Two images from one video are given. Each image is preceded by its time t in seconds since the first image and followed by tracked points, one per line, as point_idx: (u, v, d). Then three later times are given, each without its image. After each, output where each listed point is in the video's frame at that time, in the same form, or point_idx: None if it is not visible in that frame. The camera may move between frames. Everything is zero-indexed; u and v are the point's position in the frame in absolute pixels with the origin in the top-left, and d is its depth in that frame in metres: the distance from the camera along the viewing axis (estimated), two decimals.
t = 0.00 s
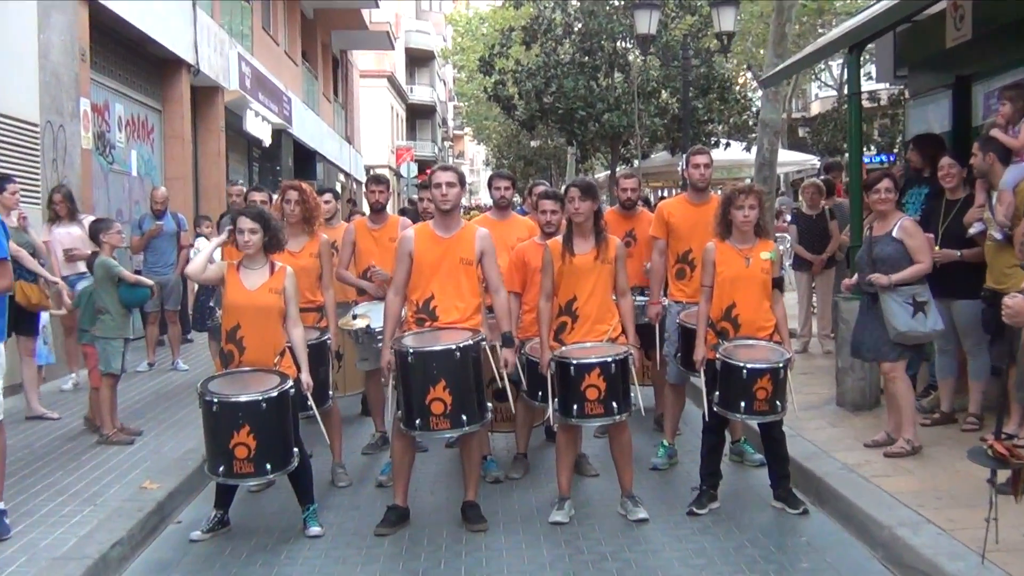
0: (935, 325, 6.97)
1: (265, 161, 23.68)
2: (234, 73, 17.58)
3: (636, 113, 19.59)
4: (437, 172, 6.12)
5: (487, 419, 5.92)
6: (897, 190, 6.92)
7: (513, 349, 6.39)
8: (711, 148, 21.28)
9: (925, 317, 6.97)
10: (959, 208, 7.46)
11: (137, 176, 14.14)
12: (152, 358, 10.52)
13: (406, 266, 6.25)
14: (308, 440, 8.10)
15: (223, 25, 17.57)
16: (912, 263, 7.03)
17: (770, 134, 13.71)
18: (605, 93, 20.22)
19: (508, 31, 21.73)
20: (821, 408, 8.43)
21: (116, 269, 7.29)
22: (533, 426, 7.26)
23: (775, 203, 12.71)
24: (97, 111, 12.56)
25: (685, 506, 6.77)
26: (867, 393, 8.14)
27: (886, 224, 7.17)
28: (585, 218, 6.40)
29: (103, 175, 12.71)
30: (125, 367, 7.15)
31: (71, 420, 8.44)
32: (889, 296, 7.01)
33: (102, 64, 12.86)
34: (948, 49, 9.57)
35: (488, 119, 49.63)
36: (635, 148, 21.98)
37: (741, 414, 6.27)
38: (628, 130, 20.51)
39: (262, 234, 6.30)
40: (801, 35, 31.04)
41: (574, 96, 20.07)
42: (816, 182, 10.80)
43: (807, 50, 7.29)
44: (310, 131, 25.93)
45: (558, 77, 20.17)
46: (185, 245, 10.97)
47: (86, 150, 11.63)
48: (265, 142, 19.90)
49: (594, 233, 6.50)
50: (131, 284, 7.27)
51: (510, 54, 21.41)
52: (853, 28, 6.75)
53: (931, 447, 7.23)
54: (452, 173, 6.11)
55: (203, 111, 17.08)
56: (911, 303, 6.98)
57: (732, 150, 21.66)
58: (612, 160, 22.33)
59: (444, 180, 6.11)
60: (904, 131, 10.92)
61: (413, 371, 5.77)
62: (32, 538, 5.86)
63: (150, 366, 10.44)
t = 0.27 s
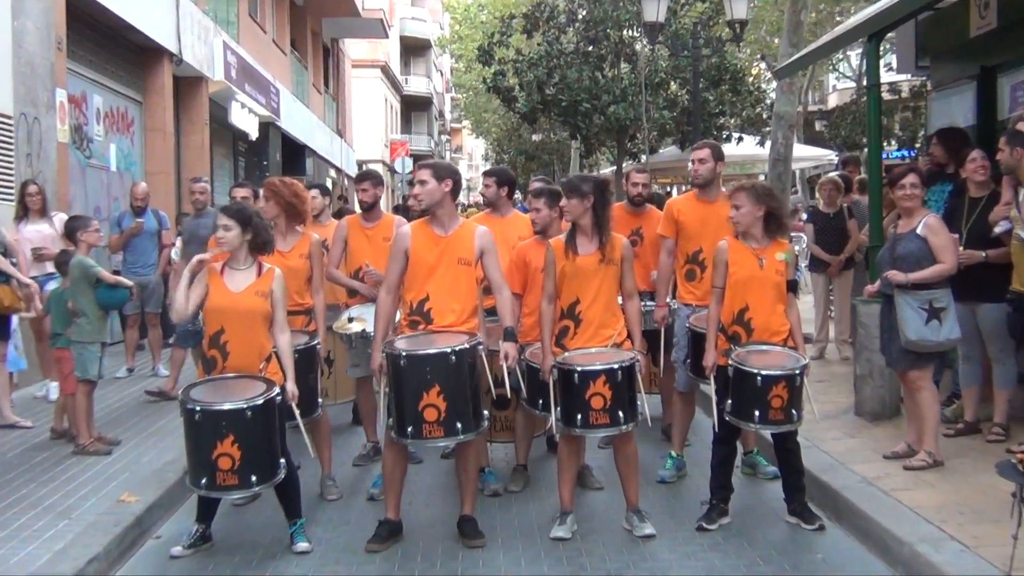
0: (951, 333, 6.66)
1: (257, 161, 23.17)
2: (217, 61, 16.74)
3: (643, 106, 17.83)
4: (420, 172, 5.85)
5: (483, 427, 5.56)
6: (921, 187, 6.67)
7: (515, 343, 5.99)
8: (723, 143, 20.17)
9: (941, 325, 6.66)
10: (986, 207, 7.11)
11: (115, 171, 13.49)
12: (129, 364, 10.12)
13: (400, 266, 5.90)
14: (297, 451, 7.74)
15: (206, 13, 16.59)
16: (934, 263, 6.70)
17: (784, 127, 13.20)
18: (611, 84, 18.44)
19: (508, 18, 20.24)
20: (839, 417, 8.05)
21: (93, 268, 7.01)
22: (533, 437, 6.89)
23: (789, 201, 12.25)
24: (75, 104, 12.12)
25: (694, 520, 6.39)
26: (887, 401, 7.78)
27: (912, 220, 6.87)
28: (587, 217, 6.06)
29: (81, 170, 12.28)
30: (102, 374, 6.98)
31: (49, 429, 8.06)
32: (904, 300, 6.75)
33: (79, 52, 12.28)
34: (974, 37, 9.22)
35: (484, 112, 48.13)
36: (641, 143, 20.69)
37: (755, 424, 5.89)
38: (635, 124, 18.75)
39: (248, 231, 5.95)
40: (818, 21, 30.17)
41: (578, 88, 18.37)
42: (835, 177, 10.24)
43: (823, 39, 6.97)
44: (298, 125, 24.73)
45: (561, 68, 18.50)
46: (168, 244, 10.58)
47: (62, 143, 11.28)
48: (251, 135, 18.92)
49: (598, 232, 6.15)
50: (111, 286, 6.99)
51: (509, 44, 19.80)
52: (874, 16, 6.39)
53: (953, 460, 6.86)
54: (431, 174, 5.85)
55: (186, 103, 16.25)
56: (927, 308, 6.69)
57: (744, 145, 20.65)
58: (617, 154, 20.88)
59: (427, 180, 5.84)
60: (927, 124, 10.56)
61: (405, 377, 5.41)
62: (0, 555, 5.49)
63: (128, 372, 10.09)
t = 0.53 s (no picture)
0: (978, 338, 6.21)
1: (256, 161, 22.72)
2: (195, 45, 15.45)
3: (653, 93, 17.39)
4: (404, 170, 5.47)
5: (473, 436, 5.14)
6: (941, 183, 6.21)
7: (508, 357, 5.68)
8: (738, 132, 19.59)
9: (966, 330, 6.22)
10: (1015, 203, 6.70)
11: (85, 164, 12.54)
12: (100, 369, 9.68)
13: (385, 265, 5.50)
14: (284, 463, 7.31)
15: None
16: (958, 267, 6.30)
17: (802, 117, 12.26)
18: (617, 72, 18.05)
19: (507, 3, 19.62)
20: (860, 428, 7.62)
21: (62, 268, 6.67)
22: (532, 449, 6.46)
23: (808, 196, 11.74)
24: (40, 90, 11.27)
25: (706, 538, 5.95)
26: (913, 411, 7.38)
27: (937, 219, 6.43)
28: (589, 214, 5.63)
29: (47, 162, 11.36)
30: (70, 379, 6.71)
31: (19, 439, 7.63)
32: (927, 306, 6.30)
33: (45, 36, 11.43)
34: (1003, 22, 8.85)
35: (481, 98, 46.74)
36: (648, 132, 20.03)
37: (771, 436, 5.46)
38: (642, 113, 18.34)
39: (225, 228, 5.52)
40: (837, 4, 29.26)
41: (582, 74, 17.86)
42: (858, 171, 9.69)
43: (843, 25, 6.60)
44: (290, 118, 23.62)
45: (563, 52, 17.92)
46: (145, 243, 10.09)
47: (25, 134, 10.59)
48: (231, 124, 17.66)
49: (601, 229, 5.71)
50: (82, 287, 6.61)
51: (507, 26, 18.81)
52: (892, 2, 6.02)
53: (981, 474, 6.43)
54: (416, 167, 5.48)
55: (160, 88, 15.02)
56: (951, 313, 6.26)
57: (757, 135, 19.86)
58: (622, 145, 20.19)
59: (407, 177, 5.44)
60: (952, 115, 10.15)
61: (388, 383, 5.01)
62: None
63: (99, 378, 9.63)
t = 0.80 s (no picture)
0: (1007, 339, 5.84)
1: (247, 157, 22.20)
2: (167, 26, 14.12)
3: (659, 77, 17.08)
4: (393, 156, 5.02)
5: (460, 447, 4.73)
6: (964, 171, 5.88)
7: (490, 355, 5.34)
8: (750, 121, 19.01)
9: (993, 331, 5.85)
10: None
11: (47, 153, 11.36)
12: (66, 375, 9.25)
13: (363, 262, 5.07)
14: (269, 474, 6.92)
15: None
16: (976, 263, 5.87)
17: (822, 104, 11.13)
18: (620, 55, 17.70)
19: None
20: (883, 438, 7.21)
21: (23, 266, 6.52)
22: (528, 460, 6.04)
23: (825, 190, 11.25)
24: None
25: (717, 556, 5.53)
26: (938, 419, 7.00)
27: (961, 210, 5.99)
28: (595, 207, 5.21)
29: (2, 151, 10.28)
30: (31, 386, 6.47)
31: None
32: (952, 304, 5.94)
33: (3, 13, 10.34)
34: None
35: (476, 83, 45.41)
36: (657, 121, 19.46)
37: (786, 446, 5.04)
38: (649, 98, 17.87)
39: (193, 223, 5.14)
40: None
41: (582, 57, 17.41)
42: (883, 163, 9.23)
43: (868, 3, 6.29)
44: (276, 110, 22.62)
45: (563, 35, 17.48)
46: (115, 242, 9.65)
47: None
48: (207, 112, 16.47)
49: (603, 223, 5.29)
50: (46, 287, 6.51)
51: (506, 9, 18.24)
52: None
53: (1011, 488, 6.00)
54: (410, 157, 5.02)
55: (128, 78, 13.83)
56: (978, 312, 5.87)
57: (774, 124, 19.29)
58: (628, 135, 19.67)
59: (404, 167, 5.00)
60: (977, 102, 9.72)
61: (369, 392, 4.60)
62: None
63: (62, 385, 9.21)
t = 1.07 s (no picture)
0: (1021, 342, 5.62)
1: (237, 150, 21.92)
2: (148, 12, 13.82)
3: (661, 66, 16.92)
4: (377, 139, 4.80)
5: (450, 454, 4.53)
6: (973, 168, 5.65)
7: (479, 355, 5.10)
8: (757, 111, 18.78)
9: (1006, 333, 5.63)
10: None
11: (23, 145, 11.03)
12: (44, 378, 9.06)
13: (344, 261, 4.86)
14: (260, 480, 6.73)
15: None
16: (996, 262, 5.66)
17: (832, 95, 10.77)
18: (622, 43, 17.55)
19: None
20: (896, 442, 7.00)
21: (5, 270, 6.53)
22: (526, 466, 5.82)
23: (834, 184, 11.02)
24: None
25: (722, 566, 5.30)
26: (954, 421, 6.81)
27: (973, 209, 5.76)
28: (595, 205, 4.99)
29: None
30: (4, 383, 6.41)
31: None
32: (963, 302, 5.71)
33: None
34: None
35: (471, 73, 45.05)
36: (659, 111, 19.18)
37: (792, 451, 4.82)
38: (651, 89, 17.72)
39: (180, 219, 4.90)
40: None
41: (582, 46, 17.26)
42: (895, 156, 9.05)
43: None
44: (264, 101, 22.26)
45: (562, 22, 17.33)
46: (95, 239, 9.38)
47: None
48: (190, 103, 16.18)
49: (602, 217, 5.06)
50: (22, 287, 6.85)
51: None
52: None
53: None
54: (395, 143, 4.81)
55: (108, 66, 13.57)
56: (990, 313, 5.66)
57: (784, 114, 19.02)
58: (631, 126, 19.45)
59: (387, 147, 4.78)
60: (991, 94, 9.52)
61: (356, 398, 4.37)
62: None
63: (40, 389, 9.01)
